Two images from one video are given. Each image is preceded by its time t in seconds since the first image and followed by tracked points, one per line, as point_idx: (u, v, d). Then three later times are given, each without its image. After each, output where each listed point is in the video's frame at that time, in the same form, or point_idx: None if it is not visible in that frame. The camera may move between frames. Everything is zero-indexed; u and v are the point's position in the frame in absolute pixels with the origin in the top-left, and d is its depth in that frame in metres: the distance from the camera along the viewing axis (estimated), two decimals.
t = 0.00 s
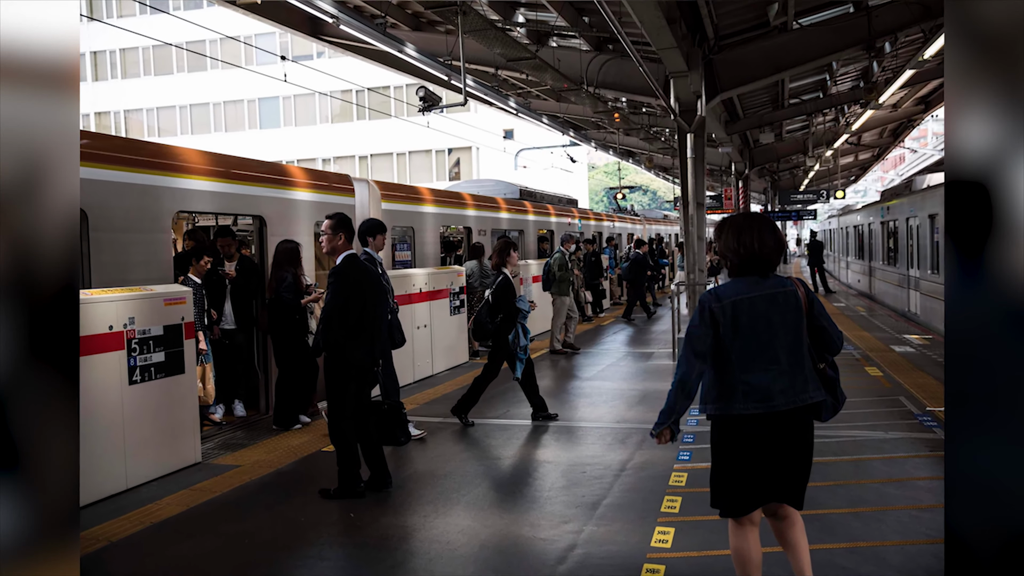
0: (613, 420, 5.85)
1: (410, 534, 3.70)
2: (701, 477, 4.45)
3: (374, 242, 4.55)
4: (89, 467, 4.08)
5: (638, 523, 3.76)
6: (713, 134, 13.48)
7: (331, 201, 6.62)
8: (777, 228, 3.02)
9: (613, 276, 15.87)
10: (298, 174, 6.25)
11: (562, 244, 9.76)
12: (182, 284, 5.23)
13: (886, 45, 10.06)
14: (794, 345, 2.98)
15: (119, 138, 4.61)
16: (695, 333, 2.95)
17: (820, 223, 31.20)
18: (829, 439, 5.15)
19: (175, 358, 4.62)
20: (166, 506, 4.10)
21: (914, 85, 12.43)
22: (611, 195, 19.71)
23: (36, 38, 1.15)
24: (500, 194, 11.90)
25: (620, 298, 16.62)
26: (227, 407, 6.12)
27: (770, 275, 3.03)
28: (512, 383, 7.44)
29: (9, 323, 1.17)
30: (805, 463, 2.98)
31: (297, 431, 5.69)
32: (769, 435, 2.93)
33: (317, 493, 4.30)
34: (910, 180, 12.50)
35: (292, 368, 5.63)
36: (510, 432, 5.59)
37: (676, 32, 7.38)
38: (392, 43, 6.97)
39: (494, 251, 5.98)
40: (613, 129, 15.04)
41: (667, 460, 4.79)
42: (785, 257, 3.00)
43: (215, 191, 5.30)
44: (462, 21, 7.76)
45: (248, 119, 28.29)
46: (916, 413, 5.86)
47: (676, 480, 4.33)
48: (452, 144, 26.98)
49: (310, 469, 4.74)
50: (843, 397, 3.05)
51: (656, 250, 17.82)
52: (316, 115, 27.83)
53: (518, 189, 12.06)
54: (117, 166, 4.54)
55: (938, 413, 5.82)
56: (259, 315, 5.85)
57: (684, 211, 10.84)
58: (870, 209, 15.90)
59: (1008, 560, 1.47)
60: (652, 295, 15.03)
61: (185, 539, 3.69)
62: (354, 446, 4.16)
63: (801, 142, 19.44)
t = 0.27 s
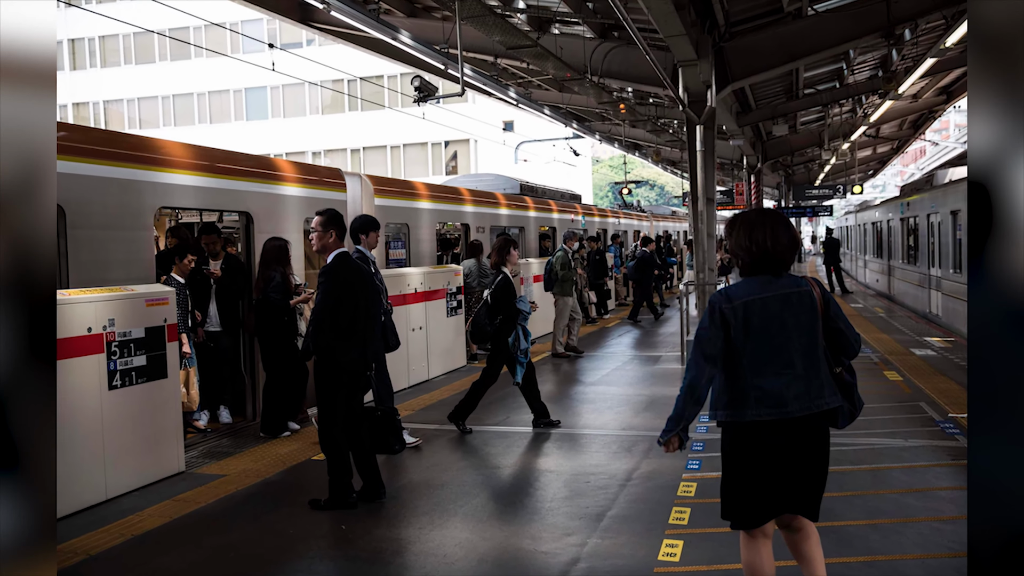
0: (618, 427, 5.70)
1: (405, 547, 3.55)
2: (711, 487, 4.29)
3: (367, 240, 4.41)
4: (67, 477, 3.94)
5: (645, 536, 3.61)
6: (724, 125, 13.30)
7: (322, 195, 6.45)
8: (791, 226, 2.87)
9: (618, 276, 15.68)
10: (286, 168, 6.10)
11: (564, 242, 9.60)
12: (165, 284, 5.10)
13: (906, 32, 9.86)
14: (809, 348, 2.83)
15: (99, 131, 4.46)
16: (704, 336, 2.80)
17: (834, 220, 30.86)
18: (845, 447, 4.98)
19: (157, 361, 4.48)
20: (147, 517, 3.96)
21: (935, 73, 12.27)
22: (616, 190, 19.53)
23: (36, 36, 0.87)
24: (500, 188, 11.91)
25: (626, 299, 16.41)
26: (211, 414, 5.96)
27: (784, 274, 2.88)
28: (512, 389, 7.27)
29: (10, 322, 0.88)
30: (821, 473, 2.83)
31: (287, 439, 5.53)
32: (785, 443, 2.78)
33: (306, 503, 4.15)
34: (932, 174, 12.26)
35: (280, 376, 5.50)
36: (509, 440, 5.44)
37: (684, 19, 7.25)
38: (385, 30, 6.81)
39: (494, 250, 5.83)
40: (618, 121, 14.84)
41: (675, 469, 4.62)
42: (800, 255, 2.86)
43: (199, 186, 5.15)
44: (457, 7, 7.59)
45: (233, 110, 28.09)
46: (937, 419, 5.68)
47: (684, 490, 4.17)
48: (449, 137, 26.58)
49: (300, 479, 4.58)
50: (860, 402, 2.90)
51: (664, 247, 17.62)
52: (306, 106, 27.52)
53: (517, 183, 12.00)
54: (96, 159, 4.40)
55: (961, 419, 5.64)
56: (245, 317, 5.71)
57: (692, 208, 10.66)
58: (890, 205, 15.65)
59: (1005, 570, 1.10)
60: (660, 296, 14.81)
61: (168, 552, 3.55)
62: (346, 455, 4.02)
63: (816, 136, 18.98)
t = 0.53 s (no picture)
0: (623, 434, 5.56)
1: (400, 560, 3.42)
2: (720, 498, 4.15)
3: (359, 237, 4.30)
4: (44, 486, 3.83)
5: (651, 548, 3.47)
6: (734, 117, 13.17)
7: (311, 191, 6.30)
8: (806, 223, 2.73)
9: (623, 276, 15.51)
10: (275, 162, 5.95)
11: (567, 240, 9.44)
12: (148, 284, 4.96)
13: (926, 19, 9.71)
14: (824, 351, 2.70)
15: (79, 124, 4.34)
16: (713, 339, 2.67)
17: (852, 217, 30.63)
18: (861, 454, 4.83)
19: (139, 365, 4.35)
20: (129, 529, 3.83)
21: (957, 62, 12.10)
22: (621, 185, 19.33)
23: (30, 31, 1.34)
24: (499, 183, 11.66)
25: (631, 299, 16.25)
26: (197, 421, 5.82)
27: (798, 274, 2.74)
28: (512, 394, 7.12)
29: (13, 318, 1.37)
30: (837, 482, 2.70)
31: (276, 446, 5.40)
32: (799, 451, 2.65)
33: (296, 514, 4.02)
34: (951, 169, 12.06)
35: (267, 376, 5.38)
36: (509, 447, 5.30)
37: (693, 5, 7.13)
38: (377, 18, 6.71)
39: (493, 248, 5.69)
40: (624, 112, 14.65)
41: (684, 478, 4.48)
42: (814, 254, 2.72)
43: (183, 181, 5.02)
44: None
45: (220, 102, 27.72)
46: (958, 425, 5.52)
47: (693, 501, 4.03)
48: (445, 130, 26.45)
49: (289, 489, 4.44)
50: (878, 409, 2.77)
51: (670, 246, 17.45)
52: (296, 95, 27.22)
53: (518, 176, 11.80)
54: (75, 152, 4.27)
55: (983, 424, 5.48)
56: (232, 318, 5.55)
57: (701, 204, 10.50)
58: (909, 201, 15.45)
59: (1008, 558, 1.53)
60: (666, 296, 14.62)
61: (151, 565, 3.42)
62: (338, 463, 3.88)
63: (831, 126, 19.06)
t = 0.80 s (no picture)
0: (628, 440, 5.44)
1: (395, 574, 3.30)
2: (729, 508, 4.02)
3: (352, 235, 4.21)
4: (21, 496, 3.74)
5: (658, 561, 3.36)
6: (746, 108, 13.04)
7: (302, 186, 6.16)
8: (820, 220, 2.61)
9: (628, 275, 15.38)
10: (264, 156, 5.82)
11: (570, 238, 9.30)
12: (130, 283, 4.87)
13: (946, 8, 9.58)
14: (839, 353, 2.57)
15: (59, 116, 4.24)
16: (723, 341, 2.54)
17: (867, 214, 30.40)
18: (880, 462, 4.70)
19: (121, 368, 4.25)
20: (111, 540, 3.74)
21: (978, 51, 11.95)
22: (626, 180, 19.15)
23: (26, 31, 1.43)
24: (497, 178, 11.53)
25: (637, 299, 16.11)
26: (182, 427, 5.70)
27: (812, 273, 2.62)
28: (513, 399, 6.99)
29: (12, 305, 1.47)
30: (853, 492, 2.57)
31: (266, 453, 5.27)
32: (813, 460, 2.53)
33: (285, 525, 3.91)
34: (974, 164, 11.89)
35: (254, 380, 5.28)
36: (509, 454, 5.18)
37: None
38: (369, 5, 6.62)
39: (493, 246, 5.57)
40: (630, 103, 14.49)
41: (692, 488, 4.35)
42: (828, 253, 2.60)
43: (167, 176, 4.90)
44: None
45: (208, 93, 27.49)
46: (981, 432, 5.38)
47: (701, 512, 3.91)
48: (443, 122, 26.26)
49: (278, 498, 4.32)
50: (894, 414, 2.65)
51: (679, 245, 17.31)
52: (285, 86, 26.97)
53: (518, 170, 11.66)
54: (53, 145, 4.17)
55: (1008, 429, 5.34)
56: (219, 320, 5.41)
57: (710, 200, 10.36)
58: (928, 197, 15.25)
59: None
60: (674, 297, 14.46)
61: None
62: (329, 471, 3.76)
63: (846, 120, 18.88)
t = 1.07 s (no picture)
0: (634, 447, 5.31)
1: None
2: (738, 518, 3.91)
3: (344, 233, 4.12)
4: None
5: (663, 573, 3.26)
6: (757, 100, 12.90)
7: (291, 180, 6.04)
8: (834, 218, 2.49)
9: (634, 275, 15.26)
10: (253, 150, 5.71)
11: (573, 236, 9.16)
12: (113, 283, 4.80)
13: None
14: (854, 357, 2.46)
15: (37, 107, 4.13)
16: (733, 344, 2.43)
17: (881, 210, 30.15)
18: (897, 469, 4.56)
19: (103, 372, 4.16)
20: (92, 552, 3.65)
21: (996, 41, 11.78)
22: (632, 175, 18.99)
23: None
24: (496, 173, 11.41)
25: (643, 300, 16.01)
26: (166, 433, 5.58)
27: (825, 272, 2.50)
28: (512, 404, 6.88)
29: None
30: (870, 502, 2.46)
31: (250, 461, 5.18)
32: (828, 468, 2.41)
33: (275, 536, 3.80)
34: (994, 160, 11.69)
35: (244, 383, 5.16)
36: (509, 462, 5.07)
37: None
38: None
39: (492, 244, 5.45)
40: (636, 95, 14.35)
41: (700, 497, 4.23)
42: (841, 251, 2.49)
43: (150, 171, 4.79)
44: None
45: (194, 83, 27.39)
46: (1004, 438, 5.24)
47: (712, 524, 3.79)
48: (439, 115, 26.14)
49: (266, 508, 4.22)
50: (912, 420, 2.54)
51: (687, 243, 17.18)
52: (275, 78, 26.79)
53: (518, 165, 11.53)
54: (31, 139, 4.06)
55: None
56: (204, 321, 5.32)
57: (718, 196, 10.21)
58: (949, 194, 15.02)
59: None
60: (682, 297, 14.33)
61: None
62: (321, 480, 3.66)
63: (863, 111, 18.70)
